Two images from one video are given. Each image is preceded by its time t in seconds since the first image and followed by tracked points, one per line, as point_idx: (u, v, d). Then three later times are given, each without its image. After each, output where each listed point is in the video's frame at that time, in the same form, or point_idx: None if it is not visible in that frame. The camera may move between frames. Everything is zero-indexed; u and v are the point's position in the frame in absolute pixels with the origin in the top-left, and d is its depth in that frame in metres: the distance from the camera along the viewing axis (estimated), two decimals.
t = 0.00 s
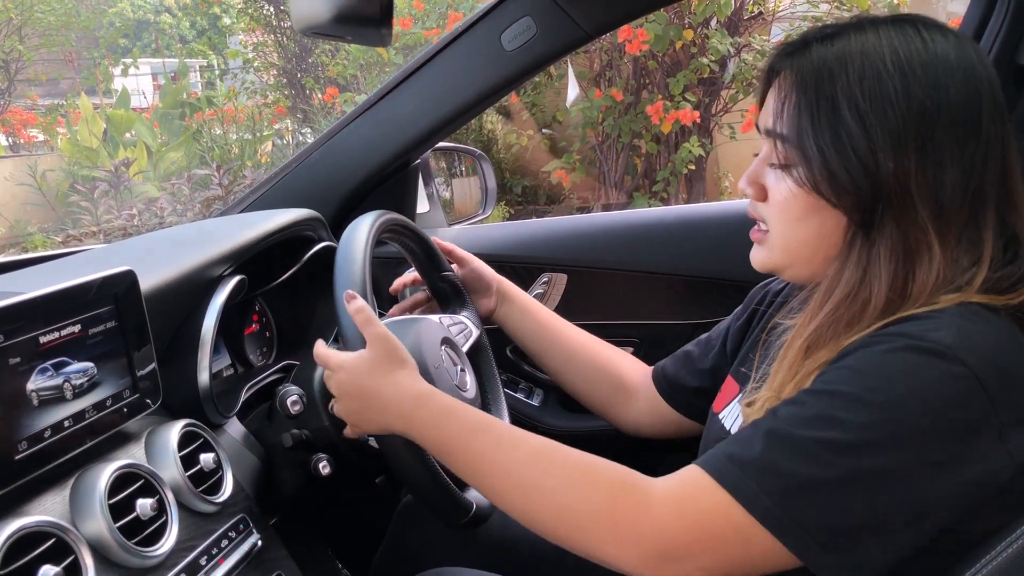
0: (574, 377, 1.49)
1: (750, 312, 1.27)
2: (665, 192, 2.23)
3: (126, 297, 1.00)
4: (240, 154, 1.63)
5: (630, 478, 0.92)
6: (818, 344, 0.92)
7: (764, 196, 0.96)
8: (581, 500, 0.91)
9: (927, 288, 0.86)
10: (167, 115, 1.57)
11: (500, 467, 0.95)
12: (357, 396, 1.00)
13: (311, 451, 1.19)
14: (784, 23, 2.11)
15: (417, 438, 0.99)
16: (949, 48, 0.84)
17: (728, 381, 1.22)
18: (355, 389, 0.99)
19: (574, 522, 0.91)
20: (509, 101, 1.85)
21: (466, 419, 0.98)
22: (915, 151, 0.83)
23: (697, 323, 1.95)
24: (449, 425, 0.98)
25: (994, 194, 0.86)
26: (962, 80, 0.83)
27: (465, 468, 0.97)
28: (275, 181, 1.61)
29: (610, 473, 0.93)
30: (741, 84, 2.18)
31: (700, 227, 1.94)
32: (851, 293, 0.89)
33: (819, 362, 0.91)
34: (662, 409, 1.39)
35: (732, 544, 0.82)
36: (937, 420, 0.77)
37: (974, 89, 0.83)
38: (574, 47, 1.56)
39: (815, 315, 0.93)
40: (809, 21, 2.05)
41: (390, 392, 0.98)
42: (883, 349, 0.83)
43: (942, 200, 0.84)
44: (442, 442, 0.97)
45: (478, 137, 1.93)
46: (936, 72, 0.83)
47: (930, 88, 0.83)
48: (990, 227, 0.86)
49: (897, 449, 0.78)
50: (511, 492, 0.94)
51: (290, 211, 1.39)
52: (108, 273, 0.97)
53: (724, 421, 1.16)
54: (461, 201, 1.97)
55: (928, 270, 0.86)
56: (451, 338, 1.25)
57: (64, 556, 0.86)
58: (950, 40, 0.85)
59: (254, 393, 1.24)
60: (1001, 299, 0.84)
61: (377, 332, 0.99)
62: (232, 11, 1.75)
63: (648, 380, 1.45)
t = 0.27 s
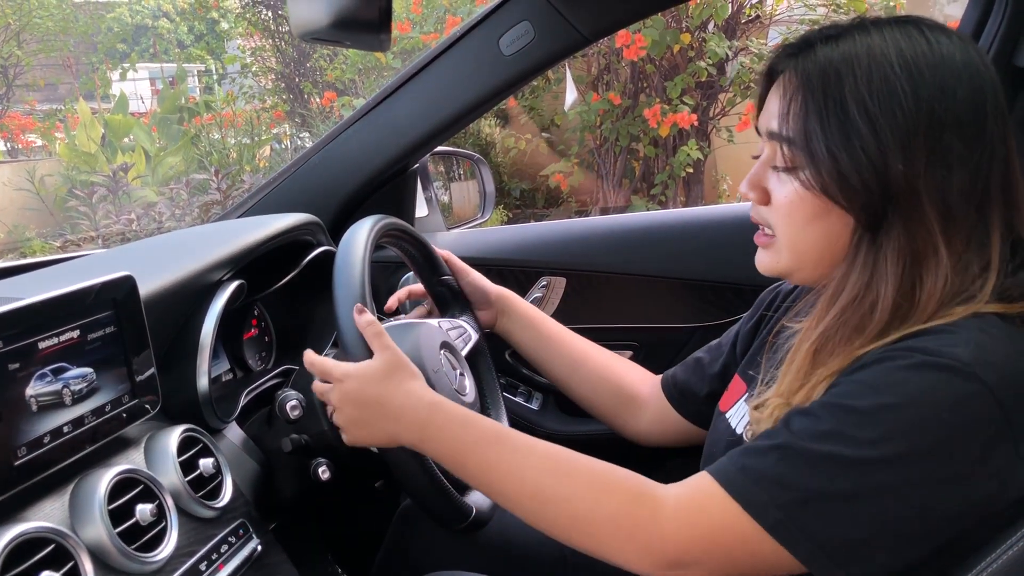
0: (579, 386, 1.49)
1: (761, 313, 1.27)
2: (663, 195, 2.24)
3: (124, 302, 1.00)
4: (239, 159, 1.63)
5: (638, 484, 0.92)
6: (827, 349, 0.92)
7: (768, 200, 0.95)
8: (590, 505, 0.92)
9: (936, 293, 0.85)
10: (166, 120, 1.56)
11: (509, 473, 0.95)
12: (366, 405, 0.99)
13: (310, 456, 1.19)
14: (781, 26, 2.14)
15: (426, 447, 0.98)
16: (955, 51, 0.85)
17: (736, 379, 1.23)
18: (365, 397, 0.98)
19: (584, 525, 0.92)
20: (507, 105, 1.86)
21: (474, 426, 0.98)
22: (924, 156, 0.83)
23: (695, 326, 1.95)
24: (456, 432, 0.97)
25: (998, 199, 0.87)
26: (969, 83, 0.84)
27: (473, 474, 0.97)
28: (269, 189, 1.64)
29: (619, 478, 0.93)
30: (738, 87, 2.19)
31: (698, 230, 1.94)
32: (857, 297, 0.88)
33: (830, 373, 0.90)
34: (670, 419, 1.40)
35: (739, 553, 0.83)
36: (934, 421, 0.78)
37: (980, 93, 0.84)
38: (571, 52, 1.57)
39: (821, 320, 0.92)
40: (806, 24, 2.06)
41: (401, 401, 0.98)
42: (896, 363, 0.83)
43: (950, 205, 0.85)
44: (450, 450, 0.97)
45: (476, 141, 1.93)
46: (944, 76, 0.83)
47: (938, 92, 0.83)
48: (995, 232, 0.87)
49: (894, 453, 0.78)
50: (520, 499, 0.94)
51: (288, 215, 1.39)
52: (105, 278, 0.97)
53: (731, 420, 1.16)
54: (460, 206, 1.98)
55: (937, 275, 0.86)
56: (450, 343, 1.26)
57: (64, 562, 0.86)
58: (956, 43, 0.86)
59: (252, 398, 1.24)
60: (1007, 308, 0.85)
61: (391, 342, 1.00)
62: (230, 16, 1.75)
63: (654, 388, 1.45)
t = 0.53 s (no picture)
0: (585, 390, 1.48)
1: (770, 313, 1.27)
2: (663, 197, 2.27)
3: (124, 305, 1.00)
4: (239, 162, 1.63)
5: (641, 485, 0.92)
6: (835, 358, 0.92)
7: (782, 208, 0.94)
8: (594, 506, 0.92)
9: (952, 303, 0.86)
10: (166, 123, 1.56)
11: (512, 483, 0.95)
12: (365, 414, 0.99)
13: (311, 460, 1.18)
14: (781, 28, 2.14)
15: (425, 459, 0.98)
16: (975, 58, 0.84)
17: (743, 380, 1.22)
18: (363, 407, 0.99)
19: (588, 527, 0.92)
20: (507, 108, 1.86)
21: (477, 437, 0.98)
22: (946, 165, 0.82)
23: (696, 328, 1.95)
24: (457, 443, 0.98)
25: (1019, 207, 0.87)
26: (989, 90, 0.83)
27: (476, 485, 0.96)
28: (268, 194, 1.65)
29: (620, 481, 0.93)
30: (738, 90, 2.19)
31: (698, 232, 1.94)
32: (875, 307, 0.89)
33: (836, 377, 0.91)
34: (677, 422, 1.40)
35: (743, 551, 0.83)
36: (936, 422, 0.78)
37: (1001, 100, 0.83)
38: (572, 54, 1.57)
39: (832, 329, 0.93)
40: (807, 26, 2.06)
41: (401, 412, 0.98)
42: (904, 371, 0.82)
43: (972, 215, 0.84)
44: (451, 461, 0.97)
45: (476, 144, 1.93)
46: (964, 83, 0.83)
47: (960, 100, 0.82)
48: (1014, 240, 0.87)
49: (894, 453, 0.79)
50: (523, 507, 0.93)
51: (289, 219, 1.39)
52: (105, 282, 0.97)
53: (736, 420, 1.16)
54: (460, 208, 1.99)
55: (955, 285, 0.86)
56: (450, 346, 1.26)
57: (64, 566, 0.86)
58: (976, 49, 0.85)
59: (253, 401, 1.24)
60: None
61: (395, 354, 1.00)
62: (229, 19, 1.73)
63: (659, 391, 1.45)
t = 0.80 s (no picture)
0: (588, 390, 1.48)
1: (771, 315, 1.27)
2: (665, 198, 2.27)
3: (125, 305, 1.00)
4: (240, 162, 1.63)
5: (642, 493, 0.92)
6: (833, 372, 0.92)
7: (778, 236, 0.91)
8: (597, 515, 0.92)
9: (960, 318, 0.85)
10: (167, 124, 1.56)
11: (515, 487, 0.95)
12: (366, 418, 0.99)
13: (312, 460, 1.18)
14: (782, 29, 2.15)
15: (427, 461, 0.98)
16: (965, 70, 0.82)
17: (745, 380, 1.22)
18: (363, 410, 0.99)
19: (590, 535, 0.92)
20: (508, 109, 1.86)
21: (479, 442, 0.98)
22: (949, 185, 0.80)
23: (698, 329, 1.95)
24: (460, 446, 0.97)
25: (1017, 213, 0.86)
26: (982, 104, 0.81)
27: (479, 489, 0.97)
28: (271, 193, 1.63)
29: (622, 489, 0.93)
30: (740, 90, 2.18)
31: (700, 232, 1.94)
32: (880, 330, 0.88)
33: (835, 386, 0.91)
34: (678, 422, 1.40)
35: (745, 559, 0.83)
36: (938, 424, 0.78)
37: (995, 112, 0.81)
38: (573, 55, 1.57)
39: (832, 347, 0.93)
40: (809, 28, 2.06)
41: (402, 418, 0.99)
42: (906, 378, 0.82)
43: (977, 230, 0.83)
44: (453, 465, 0.97)
45: (477, 145, 1.94)
46: (956, 99, 0.80)
47: (955, 117, 0.80)
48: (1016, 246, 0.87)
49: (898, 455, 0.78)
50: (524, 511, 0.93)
51: (290, 219, 1.39)
52: (106, 282, 0.97)
53: (739, 422, 1.17)
54: (461, 209, 1.98)
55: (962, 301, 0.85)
56: (451, 347, 1.26)
57: (66, 565, 0.86)
58: (963, 61, 0.83)
59: (255, 402, 1.24)
60: None
61: (395, 358, 1.00)
62: (231, 19, 1.75)
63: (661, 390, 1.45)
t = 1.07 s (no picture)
0: (589, 385, 1.49)
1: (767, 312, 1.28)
2: (667, 197, 2.27)
3: (128, 302, 1.00)
4: (242, 160, 1.63)
5: (642, 505, 0.92)
6: (819, 385, 0.93)
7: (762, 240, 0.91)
8: (595, 523, 0.92)
9: (947, 331, 0.85)
10: (170, 121, 1.56)
11: (515, 493, 0.95)
12: (369, 417, 1.00)
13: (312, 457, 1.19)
14: (785, 28, 2.15)
15: (428, 461, 0.98)
16: (947, 80, 0.81)
17: (743, 378, 1.23)
18: (367, 410, 0.99)
19: (587, 544, 0.92)
20: (510, 107, 1.86)
21: (481, 446, 0.98)
22: (926, 200, 0.79)
23: (699, 328, 1.95)
24: (462, 451, 0.98)
25: (1009, 225, 0.85)
26: (963, 117, 0.80)
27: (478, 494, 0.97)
28: (274, 191, 1.62)
29: (622, 499, 0.94)
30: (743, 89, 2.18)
31: (702, 231, 1.94)
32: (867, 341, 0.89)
33: (822, 401, 0.90)
34: (681, 417, 1.41)
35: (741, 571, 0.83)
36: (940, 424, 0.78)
37: (977, 124, 0.80)
38: (575, 54, 1.57)
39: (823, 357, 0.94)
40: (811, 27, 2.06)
41: (406, 419, 0.99)
42: (902, 389, 0.81)
43: (960, 245, 0.82)
44: (453, 469, 0.97)
45: (479, 144, 1.94)
46: (935, 111, 0.80)
47: (932, 130, 0.79)
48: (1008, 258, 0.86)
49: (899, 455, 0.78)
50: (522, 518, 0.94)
51: (292, 217, 1.39)
52: (109, 279, 0.97)
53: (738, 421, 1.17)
54: (462, 206, 1.99)
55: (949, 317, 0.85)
56: (452, 344, 1.26)
57: (68, 561, 0.86)
58: (947, 71, 0.81)
59: (256, 399, 1.24)
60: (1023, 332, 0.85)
61: (397, 356, 1.00)
62: (234, 18, 1.78)
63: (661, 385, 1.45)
